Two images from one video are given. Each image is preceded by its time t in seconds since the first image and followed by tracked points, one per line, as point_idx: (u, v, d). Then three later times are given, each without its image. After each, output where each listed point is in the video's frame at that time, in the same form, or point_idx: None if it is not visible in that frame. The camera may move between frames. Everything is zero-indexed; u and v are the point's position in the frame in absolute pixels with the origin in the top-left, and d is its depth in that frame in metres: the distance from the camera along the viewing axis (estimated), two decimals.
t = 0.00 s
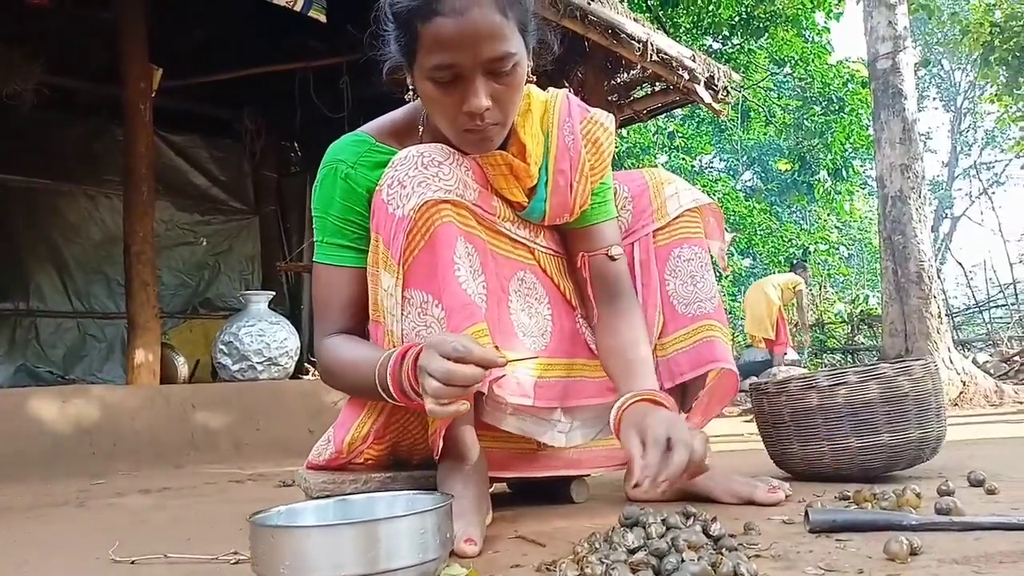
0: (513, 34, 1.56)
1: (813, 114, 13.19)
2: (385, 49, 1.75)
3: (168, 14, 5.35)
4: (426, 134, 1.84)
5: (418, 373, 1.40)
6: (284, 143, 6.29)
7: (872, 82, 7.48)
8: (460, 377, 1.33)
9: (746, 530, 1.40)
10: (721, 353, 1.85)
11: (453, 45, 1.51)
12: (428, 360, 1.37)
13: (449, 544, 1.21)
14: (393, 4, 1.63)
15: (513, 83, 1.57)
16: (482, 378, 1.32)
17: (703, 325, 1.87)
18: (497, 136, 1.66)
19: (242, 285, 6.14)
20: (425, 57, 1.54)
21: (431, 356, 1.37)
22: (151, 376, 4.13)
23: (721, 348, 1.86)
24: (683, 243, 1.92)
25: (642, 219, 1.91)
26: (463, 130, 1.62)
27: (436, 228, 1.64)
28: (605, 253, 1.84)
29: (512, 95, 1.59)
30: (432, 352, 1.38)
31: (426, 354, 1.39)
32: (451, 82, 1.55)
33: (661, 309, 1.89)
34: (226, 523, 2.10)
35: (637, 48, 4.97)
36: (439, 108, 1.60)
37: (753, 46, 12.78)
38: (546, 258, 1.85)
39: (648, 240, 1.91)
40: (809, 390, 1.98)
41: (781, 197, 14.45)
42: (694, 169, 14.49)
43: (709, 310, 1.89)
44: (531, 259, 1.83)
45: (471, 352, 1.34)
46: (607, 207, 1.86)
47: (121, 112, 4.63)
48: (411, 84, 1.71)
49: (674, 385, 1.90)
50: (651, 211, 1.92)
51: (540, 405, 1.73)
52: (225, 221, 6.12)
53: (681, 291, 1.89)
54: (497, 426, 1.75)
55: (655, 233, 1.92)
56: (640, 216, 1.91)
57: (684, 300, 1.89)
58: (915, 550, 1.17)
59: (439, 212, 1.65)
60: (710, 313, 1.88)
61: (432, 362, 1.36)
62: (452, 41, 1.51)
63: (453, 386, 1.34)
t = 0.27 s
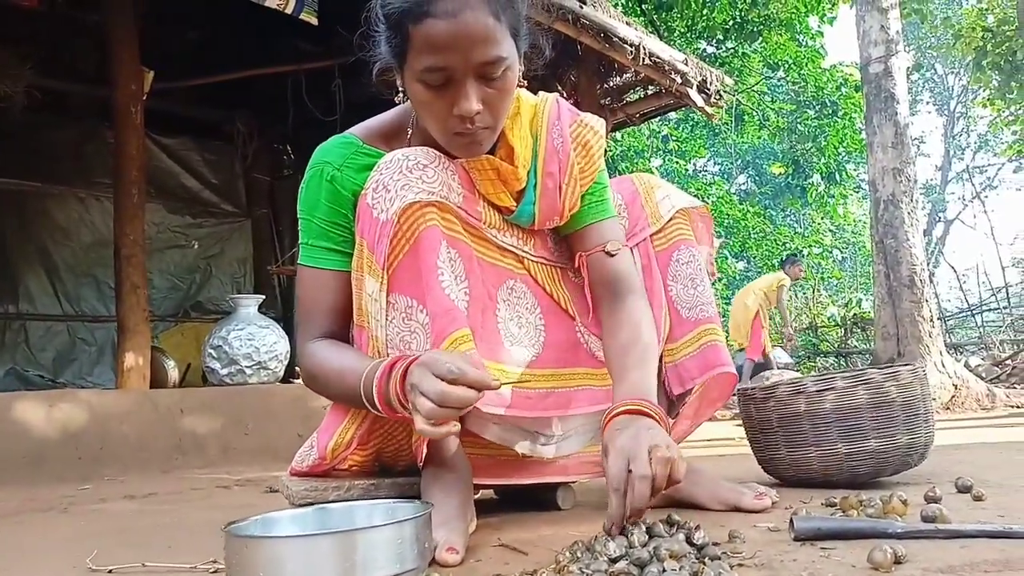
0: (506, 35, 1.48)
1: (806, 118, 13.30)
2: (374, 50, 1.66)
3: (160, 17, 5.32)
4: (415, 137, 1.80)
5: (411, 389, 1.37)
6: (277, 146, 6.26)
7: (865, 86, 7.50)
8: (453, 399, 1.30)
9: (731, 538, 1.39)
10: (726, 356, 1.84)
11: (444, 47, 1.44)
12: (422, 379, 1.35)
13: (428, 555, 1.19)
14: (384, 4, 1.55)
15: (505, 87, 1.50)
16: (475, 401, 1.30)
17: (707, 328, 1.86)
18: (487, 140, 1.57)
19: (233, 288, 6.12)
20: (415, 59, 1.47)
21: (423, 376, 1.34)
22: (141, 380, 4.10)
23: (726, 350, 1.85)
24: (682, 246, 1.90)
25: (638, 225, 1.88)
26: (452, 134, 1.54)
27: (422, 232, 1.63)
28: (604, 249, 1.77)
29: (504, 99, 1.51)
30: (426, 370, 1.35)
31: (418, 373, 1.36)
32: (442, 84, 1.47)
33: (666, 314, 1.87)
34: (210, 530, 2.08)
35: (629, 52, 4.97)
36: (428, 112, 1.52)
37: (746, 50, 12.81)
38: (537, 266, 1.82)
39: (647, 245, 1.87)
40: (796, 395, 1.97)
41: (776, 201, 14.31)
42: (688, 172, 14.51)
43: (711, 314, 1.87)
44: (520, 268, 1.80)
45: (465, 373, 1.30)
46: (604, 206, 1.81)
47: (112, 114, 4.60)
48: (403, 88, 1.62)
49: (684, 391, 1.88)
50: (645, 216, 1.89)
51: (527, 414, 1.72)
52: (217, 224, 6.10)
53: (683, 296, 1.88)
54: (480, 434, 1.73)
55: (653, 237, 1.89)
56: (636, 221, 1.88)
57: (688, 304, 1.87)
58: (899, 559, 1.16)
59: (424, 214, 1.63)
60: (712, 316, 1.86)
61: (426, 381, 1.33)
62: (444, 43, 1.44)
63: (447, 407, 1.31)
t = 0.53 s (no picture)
0: (486, 32, 1.44)
1: (797, 119, 13.36)
2: (355, 49, 1.63)
3: (149, 15, 5.29)
4: (398, 137, 1.74)
5: (435, 409, 1.33)
6: (267, 145, 6.23)
7: (855, 88, 7.52)
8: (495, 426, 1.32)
9: (711, 542, 1.38)
10: (695, 361, 1.82)
11: (425, 45, 1.39)
12: (454, 401, 1.33)
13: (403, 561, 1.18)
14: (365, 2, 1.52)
15: (487, 85, 1.45)
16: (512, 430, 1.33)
17: (675, 332, 1.84)
18: (472, 139, 1.52)
19: (223, 288, 6.09)
20: (395, 58, 1.41)
21: (455, 399, 1.33)
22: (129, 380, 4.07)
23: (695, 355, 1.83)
24: (655, 250, 1.88)
25: (612, 228, 1.87)
26: (435, 134, 1.49)
27: (405, 233, 1.54)
28: (575, 259, 1.77)
29: (487, 97, 1.47)
30: (458, 392, 1.33)
31: (445, 394, 1.34)
32: (425, 83, 1.42)
33: (633, 317, 1.86)
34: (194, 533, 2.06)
35: (620, 53, 4.97)
36: (411, 112, 1.47)
37: (738, 52, 12.84)
38: (524, 264, 1.77)
39: (618, 247, 1.86)
40: (781, 397, 1.96)
41: (768, 202, 14.34)
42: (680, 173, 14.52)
43: (680, 318, 1.85)
44: (509, 264, 1.74)
45: (505, 402, 1.32)
46: (581, 212, 1.80)
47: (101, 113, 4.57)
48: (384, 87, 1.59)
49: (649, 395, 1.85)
50: (622, 219, 1.88)
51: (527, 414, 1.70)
52: (206, 223, 6.07)
53: (653, 299, 1.85)
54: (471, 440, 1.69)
55: (626, 240, 1.88)
56: (610, 225, 1.87)
57: (656, 307, 1.85)
58: (879, 566, 1.15)
59: (407, 216, 1.55)
60: (682, 320, 1.84)
61: (460, 404, 1.32)
62: (425, 40, 1.39)
63: (483, 432, 1.32)
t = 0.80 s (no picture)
0: (463, 30, 1.42)
1: (786, 122, 13.43)
2: (331, 48, 1.61)
3: (135, 14, 5.24)
4: (376, 137, 1.70)
5: (418, 402, 1.28)
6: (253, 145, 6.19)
7: (842, 90, 7.53)
8: (478, 420, 1.26)
9: (688, 547, 1.36)
10: (667, 364, 1.80)
11: (401, 43, 1.37)
12: (439, 392, 1.28)
13: (372, 568, 1.16)
14: None
15: (464, 83, 1.43)
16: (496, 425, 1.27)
17: (649, 335, 1.82)
18: (449, 138, 1.51)
19: (209, 289, 6.05)
20: (371, 56, 1.39)
21: (439, 389, 1.28)
22: (112, 383, 4.02)
23: (667, 358, 1.81)
24: (633, 252, 1.86)
25: (592, 230, 1.86)
26: (412, 133, 1.47)
27: (383, 234, 1.51)
28: (549, 262, 1.76)
29: (465, 96, 1.45)
30: (442, 384, 1.29)
31: (431, 385, 1.29)
32: (400, 81, 1.40)
33: (607, 318, 1.83)
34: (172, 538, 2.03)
35: (607, 54, 4.95)
36: (387, 111, 1.45)
37: (728, 54, 12.86)
38: (500, 265, 1.76)
39: (597, 249, 1.84)
40: (761, 400, 1.95)
41: (757, 203, 14.23)
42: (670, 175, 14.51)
43: (656, 320, 1.83)
44: (484, 265, 1.73)
45: (490, 397, 1.27)
46: (559, 214, 1.78)
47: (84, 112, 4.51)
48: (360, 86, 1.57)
49: (620, 399, 1.82)
50: (602, 221, 1.86)
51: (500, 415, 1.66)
52: (193, 225, 6.01)
53: (628, 301, 1.83)
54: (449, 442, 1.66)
55: (605, 241, 1.85)
56: (590, 227, 1.86)
57: (632, 309, 1.83)
58: (854, 571, 1.14)
59: (385, 217, 1.52)
60: (656, 323, 1.83)
61: (443, 395, 1.27)
62: (401, 38, 1.37)
63: (465, 426, 1.26)
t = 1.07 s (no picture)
0: (454, 33, 1.40)
1: (787, 129, 13.43)
2: (321, 48, 1.59)
3: (136, 15, 5.22)
4: (366, 140, 1.68)
5: (399, 403, 1.27)
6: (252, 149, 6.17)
7: (843, 97, 7.51)
8: (459, 419, 1.25)
9: (673, 558, 1.35)
10: (655, 371, 1.79)
11: (391, 45, 1.35)
12: (420, 392, 1.27)
13: None
14: None
15: (454, 87, 1.41)
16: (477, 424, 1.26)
17: (638, 341, 1.80)
18: (439, 143, 1.48)
19: (207, 292, 6.03)
20: (360, 57, 1.37)
21: (419, 389, 1.27)
22: (107, 386, 3.99)
23: (656, 365, 1.79)
24: (623, 259, 1.84)
25: (582, 236, 1.84)
26: (401, 137, 1.45)
27: (369, 238, 1.49)
28: (538, 270, 1.74)
29: (455, 100, 1.43)
30: (423, 383, 1.27)
31: (411, 385, 1.28)
32: (390, 83, 1.38)
33: (596, 325, 1.81)
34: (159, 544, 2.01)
35: (606, 59, 4.94)
36: (376, 113, 1.43)
37: (730, 60, 12.85)
38: (489, 270, 1.75)
39: (586, 255, 1.83)
40: (753, 408, 1.93)
41: (758, 210, 14.24)
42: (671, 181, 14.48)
43: (644, 327, 1.81)
44: (473, 270, 1.72)
45: (471, 395, 1.26)
46: (552, 220, 1.76)
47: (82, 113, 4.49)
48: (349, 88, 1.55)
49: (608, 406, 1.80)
50: (593, 227, 1.85)
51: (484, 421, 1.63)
52: (192, 228, 6.00)
53: (617, 308, 1.82)
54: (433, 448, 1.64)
55: (595, 247, 1.84)
56: (581, 233, 1.84)
57: (620, 316, 1.81)
58: None
59: (372, 220, 1.50)
60: (644, 329, 1.81)
61: (424, 394, 1.26)
62: (390, 40, 1.35)
63: (445, 425, 1.25)
